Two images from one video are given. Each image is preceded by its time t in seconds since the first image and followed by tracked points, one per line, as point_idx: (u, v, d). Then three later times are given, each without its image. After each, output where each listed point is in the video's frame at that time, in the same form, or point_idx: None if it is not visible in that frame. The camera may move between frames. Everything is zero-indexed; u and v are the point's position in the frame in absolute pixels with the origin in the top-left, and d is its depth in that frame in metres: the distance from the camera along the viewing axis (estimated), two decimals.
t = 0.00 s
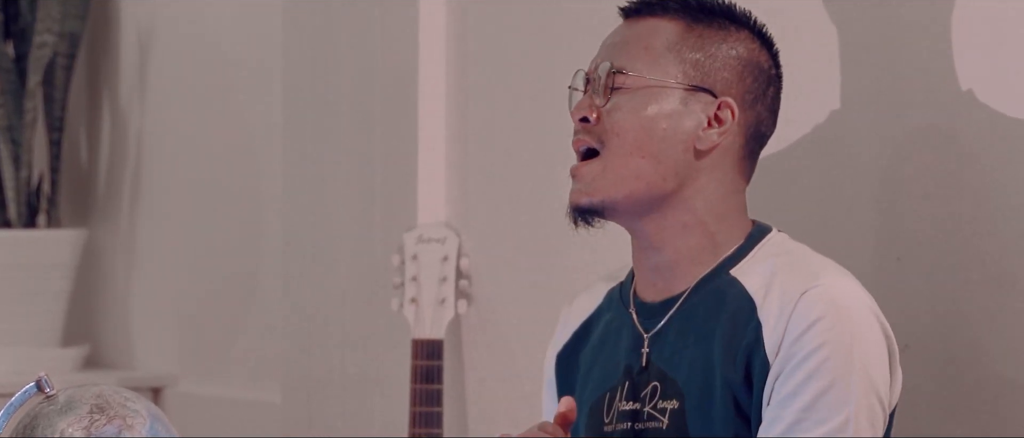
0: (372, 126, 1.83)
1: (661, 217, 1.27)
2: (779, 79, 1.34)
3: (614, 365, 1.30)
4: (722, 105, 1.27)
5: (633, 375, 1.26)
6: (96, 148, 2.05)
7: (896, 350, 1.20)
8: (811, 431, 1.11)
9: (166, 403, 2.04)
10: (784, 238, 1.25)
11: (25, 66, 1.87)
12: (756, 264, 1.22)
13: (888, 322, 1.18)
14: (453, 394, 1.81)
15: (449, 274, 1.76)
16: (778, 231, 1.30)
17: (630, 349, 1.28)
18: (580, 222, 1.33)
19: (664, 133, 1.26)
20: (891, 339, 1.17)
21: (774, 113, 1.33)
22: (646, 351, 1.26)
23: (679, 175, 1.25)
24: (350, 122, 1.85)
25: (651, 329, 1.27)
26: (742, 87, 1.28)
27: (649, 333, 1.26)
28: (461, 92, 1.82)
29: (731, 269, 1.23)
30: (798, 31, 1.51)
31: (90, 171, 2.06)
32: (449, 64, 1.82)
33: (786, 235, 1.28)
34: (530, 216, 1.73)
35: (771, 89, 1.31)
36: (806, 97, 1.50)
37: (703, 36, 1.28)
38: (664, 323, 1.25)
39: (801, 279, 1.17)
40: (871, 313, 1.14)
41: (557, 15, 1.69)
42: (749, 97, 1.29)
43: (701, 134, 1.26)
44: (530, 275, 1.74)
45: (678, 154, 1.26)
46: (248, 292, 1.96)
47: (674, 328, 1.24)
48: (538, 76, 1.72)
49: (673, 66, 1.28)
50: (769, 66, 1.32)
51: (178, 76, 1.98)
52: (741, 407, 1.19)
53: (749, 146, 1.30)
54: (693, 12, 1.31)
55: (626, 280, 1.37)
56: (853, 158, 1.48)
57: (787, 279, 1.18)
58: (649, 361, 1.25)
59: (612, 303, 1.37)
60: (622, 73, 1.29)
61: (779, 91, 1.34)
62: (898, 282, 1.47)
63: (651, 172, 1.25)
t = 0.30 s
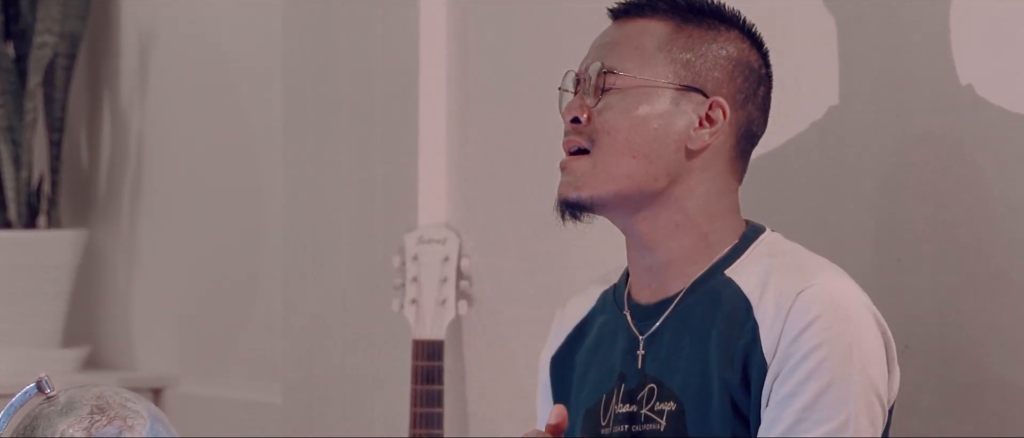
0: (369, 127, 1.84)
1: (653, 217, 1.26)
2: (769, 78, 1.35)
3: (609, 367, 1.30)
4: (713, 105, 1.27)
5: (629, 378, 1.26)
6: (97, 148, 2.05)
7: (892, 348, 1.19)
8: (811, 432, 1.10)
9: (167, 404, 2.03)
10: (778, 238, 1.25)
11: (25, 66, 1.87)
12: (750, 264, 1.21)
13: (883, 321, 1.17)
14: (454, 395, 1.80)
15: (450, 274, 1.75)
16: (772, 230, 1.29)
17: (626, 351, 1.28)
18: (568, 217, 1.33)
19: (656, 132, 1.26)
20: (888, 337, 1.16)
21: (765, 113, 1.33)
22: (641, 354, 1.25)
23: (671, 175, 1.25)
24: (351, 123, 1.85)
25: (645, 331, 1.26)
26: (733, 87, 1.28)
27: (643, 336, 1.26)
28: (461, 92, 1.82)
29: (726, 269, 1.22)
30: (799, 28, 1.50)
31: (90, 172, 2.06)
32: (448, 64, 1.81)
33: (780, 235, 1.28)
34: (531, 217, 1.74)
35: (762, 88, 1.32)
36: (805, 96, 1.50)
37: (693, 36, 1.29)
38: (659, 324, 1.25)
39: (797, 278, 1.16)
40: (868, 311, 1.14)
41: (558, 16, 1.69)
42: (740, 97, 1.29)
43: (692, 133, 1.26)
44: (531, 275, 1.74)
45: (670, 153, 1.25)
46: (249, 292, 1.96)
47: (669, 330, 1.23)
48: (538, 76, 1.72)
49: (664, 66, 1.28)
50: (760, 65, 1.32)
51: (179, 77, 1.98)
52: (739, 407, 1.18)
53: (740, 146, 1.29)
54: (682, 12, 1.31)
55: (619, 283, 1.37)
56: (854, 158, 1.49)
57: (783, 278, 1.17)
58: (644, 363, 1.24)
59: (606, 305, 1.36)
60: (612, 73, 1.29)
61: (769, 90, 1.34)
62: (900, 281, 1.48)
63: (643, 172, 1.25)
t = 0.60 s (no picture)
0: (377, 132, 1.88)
1: (662, 220, 1.26)
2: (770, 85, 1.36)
3: (618, 368, 1.30)
4: (719, 109, 1.28)
5: (637, 377, 1.25)
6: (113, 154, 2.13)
7: (894, 351, 1.18)
8: (813, 430, 1.09)
9: (183, 402, 2.07)
10: (781, 242, 1.24)
11: (42, 72, 1.92)
12: (756, 267, 1.21)
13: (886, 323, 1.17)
14: (463, 392, 1.85)
15: (458, 276, 1.77)
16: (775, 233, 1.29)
17: (634, 351, 1.27)
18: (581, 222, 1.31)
19: (664, 135, 1.26)
20: (888, 339, 1.16)
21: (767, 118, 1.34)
22: (649, 354, 1.25)
23: (678, 177, 1.25)
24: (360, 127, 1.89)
25: (653, 331, 1.26)
26: (737, 92, 1.30)
27: (651, 337, 1.26)
28: (470, 96, 1.85)
29: (732, 272, 1.22)
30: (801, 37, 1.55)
31: (107, 177, 2.15)
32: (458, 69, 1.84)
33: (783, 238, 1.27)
34: (538, 219, 1.76)
35: (763, 94, 1.33)
36: (802, 100, 1.54)
37: (699, 42, 1.30)
38: (667, 323, 1.24)
39: (801, 278, 1.16)
40: (871, 311, 1.13)
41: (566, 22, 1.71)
42: (743, 102, 1.30)
43: (700, 137, 1.26)
44: (539, 277, 1.77)
45: (677, 156, 1.25)
46: (261, 292, 1.99)
47: (675, 330, 1.23)
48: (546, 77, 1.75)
49: (672, 70, 1.28)
50: (762, 72, 1.34)
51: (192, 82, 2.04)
52: (742, 407, 1.17)
53: (744, 150, 1.30)
54: (687, 17, 1.31)
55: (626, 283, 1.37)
56: (855, 161, 1.50)
57: (787, 279, 1.17)
58: (651, 363, 1.24)
59: (614, 306, 1.37)
60: (622, 77, 1.29)
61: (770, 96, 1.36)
62: (901, 284, 1.47)
63: (652, 174, 1.25)
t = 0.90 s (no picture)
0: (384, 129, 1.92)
1: (665, 219, 1.28)
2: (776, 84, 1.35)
3: (626, 353, 1.33)
4: (717, 112, 1.28)
5: (642, 363, 1.29)
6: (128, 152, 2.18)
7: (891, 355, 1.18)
8: (791, 407, 1.10)
9: (195, 395, 2.12)
10: (790, 237, 1.26)
11: (58, 72, 1.96)
12: (765, 260, 1.22)
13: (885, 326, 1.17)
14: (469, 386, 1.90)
15: (465, 271, 1.80)
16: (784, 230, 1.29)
17: (641, 339, 1.31)
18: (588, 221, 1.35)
19: (663, 139, 1.27)
20: (885, 340, 1.16)
21: (773, 117, 1.34)
22: (655, 342, 1.28)
23: (680, 179, 1.26)
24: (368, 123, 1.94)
25: (661, 320, 1.29)
26: (737, 93, 1.30)
27: (658, 325, 1.29)
28: (477, 97, 1.89)
29: (737, 263, 1.24)
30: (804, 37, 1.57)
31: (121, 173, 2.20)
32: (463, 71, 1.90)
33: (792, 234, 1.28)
34: (543, 217, 1.79)
35: (767, 93, 1.32)
36: (808, 100, 1.56)
37: (699, 45, 1.30)
38: (672, 313, 1.28)
39: (806, 267, 1.17)
40: (874, 308, 1.13)
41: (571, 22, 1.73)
42: (744, 102, 1.30)
43: (699, 140, 1.27)
44: (543, 273, 1.79)
45: (677, 159, 1.26)
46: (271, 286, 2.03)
47: (680, 317, 1.26)
48: (550, 77, 1.77)
49: (671, 76, 1.30)
50: (766, 72, 1.33)
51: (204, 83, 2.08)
52: (739, 388, 1.19)
53: (746, 150, 1.30)
54: (689, 19, 1.33)
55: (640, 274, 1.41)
56: (854, 158, 1.51)
57: (793, 268, 1.18)
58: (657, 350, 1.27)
59: (627, 293, 1.40)
60: (621, 84, 1.32)
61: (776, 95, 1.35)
62: (897, 282, 1.48)
63: (652, 177, 1.26)
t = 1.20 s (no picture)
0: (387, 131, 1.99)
1: (685, 214, 1.34)
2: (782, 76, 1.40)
3: (637, 343, 1.41)
4: (735, 106, 1.32)
5: (652, 353, 1.36)
6: (139, 151, 2.19)
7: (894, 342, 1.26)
8: (795, 394, 1.19)
9: (204, 388, 2.15)
10: (800, 234, 1.31)
11: (71, 71, 2.01)
12: (775, 255, 1.28)
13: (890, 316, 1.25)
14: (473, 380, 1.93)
15: (470, 266, 1.86)
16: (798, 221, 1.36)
17: (652, 329, 1.38)
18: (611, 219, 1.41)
19: (686, 137, 1.32)
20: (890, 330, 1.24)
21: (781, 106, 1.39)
22: (666, 333, 1.35)
23: (701, 175, 1.32)
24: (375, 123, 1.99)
25: (671, 312, 1.36)
26: (751, 87, 1.34)
27: (668, 317, 1.36)
28: (481, 95, 1.91)
29: (749, 257, 1.30)
30: (801, 33, 1.57)
31: (133, 171, 2.20)
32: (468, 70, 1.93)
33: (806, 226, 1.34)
34: (545, 214, 1.81)
35: (777, 85, 1.37)
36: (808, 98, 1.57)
37: (710, 43, 1.34)
38: (683, 307, 1.35)
39: (814, 261, 1.24)
40: (880, 303, 1.21)
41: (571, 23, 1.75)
42: (758, 95, 1.34)
43: (719, 134, 1.32)
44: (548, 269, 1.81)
45: (699, 155, 1.32)
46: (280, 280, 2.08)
47: (693, 309, 1.33)
48: (552, 75, 1.78)
49: (687, 73, 1.33)
50: (774, 66, 1.38)
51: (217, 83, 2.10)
52: (749, 377, 1.26)
53: (762, 140, 1.35)
54: (698, 18, 1.36)
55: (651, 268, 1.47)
56: (850, 156, 1.54)
57: (802, 263, 1.25)
58: (668, 341, 1.35)
59: (638, 286, 1.48)
60: (641, 84, 1.35)
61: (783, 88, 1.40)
62: (896, 277, 1.51)
63: (673, 177, 1.32)
